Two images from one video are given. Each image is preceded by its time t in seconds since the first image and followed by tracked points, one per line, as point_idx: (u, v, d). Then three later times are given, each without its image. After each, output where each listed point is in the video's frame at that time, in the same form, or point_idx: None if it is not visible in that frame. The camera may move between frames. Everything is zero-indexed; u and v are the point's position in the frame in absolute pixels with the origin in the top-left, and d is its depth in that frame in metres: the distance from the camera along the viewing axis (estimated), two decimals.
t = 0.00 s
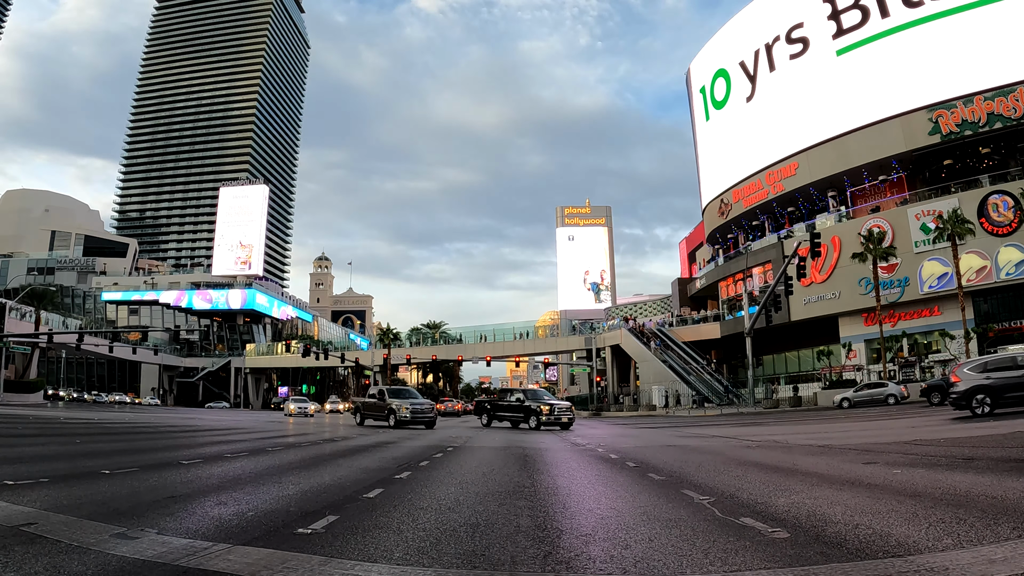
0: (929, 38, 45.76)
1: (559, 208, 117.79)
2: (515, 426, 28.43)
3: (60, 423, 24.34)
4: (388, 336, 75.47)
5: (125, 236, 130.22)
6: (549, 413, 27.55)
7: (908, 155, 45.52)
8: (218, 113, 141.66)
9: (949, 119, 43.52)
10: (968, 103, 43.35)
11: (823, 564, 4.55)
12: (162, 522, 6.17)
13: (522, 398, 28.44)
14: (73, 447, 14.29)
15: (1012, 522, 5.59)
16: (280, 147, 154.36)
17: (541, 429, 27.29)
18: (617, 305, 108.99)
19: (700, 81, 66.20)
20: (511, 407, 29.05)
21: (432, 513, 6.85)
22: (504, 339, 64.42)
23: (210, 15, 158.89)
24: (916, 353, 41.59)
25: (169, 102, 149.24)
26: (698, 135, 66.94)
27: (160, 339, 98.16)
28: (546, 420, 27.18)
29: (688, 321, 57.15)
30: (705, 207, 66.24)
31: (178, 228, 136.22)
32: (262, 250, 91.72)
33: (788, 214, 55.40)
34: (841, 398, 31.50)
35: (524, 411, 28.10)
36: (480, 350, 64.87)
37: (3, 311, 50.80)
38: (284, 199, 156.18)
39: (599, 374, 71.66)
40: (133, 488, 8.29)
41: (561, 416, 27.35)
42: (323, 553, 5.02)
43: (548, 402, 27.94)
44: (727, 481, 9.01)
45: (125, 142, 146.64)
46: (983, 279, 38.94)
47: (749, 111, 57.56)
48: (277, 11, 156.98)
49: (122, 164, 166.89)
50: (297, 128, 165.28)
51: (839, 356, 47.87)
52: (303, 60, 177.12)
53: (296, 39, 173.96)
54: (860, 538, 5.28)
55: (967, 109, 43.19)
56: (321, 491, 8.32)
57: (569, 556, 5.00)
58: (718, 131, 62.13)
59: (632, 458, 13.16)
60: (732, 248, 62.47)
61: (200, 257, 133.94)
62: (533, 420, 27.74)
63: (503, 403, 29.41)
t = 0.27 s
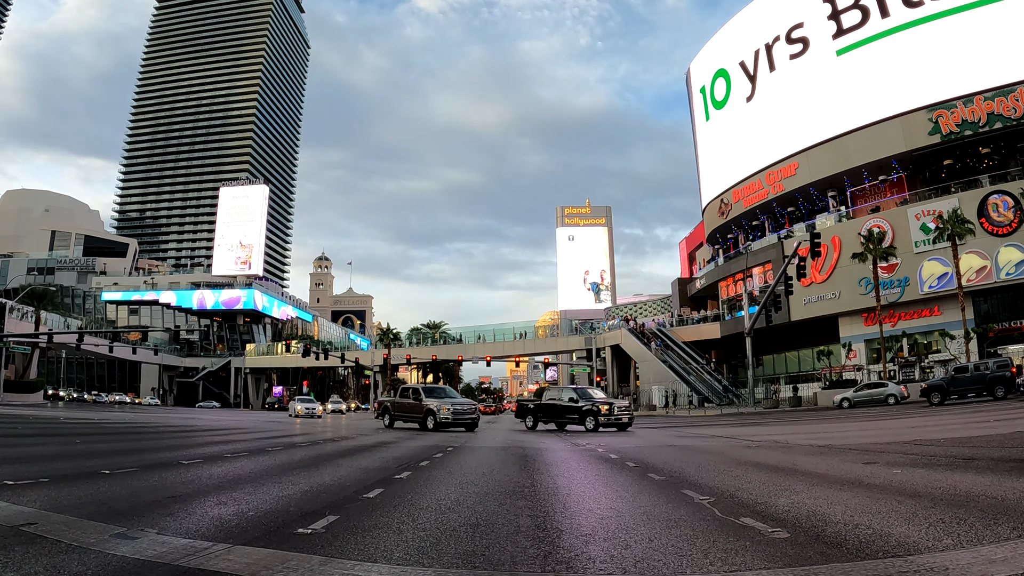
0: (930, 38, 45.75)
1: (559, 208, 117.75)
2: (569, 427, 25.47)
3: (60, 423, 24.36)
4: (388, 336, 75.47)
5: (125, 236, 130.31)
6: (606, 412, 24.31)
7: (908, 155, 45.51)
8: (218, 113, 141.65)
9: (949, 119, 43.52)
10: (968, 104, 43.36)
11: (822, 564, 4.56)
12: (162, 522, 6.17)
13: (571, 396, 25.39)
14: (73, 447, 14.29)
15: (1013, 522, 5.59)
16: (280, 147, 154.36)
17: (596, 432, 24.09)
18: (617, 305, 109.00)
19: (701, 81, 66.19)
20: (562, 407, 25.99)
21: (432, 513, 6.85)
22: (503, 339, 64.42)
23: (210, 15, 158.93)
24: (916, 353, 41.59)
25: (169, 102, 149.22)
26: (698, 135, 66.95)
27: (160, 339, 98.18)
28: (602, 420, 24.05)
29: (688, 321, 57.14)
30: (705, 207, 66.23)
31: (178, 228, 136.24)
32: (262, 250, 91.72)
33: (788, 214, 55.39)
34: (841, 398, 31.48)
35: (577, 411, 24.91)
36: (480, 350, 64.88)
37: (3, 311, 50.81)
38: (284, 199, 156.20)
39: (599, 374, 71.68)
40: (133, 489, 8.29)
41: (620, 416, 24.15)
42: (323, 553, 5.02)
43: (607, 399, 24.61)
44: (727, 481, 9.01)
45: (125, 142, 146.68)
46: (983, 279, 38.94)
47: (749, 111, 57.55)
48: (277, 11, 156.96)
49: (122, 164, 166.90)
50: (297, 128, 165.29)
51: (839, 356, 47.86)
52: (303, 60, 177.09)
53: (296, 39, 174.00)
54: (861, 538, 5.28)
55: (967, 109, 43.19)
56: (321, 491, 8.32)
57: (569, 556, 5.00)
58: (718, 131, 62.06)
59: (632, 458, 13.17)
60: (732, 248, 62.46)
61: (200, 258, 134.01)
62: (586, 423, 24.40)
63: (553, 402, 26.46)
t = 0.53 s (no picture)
0: (930, 38, 45.75)
1: (559, 208, 117.74)
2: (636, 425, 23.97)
3: (61, 423, 24.38)
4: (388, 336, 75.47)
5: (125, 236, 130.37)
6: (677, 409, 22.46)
7: (908, 155, 45.50)
8: (218, 113, 141.65)
9: (949, 119, 43.51)
10: (968, 103, 43.35)
11: (823, 564, 4.55)
12: (162, 522, 6.17)
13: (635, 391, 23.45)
14: (73, 446, 14.30)
15: (1013, 522, 5.58)
16: (280, 147, 154.31)
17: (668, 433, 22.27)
18: (617, 305, 108.99)
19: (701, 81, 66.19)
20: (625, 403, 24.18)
21: (432, 513, 6.85)
22: (504, 339, 64.41)
23: (210, 15, 158.87)
24: (916, 353, 41.59)
25: (169, 102, 149.22)
26: (698, 135, 66.93)
27: (160, 339, 98.21)
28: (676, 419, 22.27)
29: (688, 321, 57.13)
30: (704, 207, 66.23)
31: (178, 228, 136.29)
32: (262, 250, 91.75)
33: (788, 214, 55.39)
34: (841, 398, 31.48)
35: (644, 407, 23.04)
36: (480, 350, 64.89)
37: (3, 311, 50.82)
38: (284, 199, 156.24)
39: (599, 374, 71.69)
40: (133, 489, 8.28)
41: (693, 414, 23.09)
42: (323, 553, 5.03)
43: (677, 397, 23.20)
44: (727, 481, 9.01)
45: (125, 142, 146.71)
46: (983, 279, 38.93)
47: (750, 111, 57.50)
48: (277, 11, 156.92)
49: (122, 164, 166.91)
50: (297, 128, 165.30)
51: (839, 356, 47.85)
52: (303, 60, 177.08)
53: (296, 39, 173.84)
54: (860, 539, 5.28)
55: (967, 109, 43.18)
56: (321, 491, 8.32)
57: (569, 556, 5.00)
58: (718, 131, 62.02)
59: (632, 458, 13.17)
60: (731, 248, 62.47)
61: (200, 257, 134.06)
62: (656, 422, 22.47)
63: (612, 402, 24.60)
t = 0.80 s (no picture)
0: (930, 38, 45.76)
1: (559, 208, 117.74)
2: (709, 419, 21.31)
3: (61, 423, 24.38)
4: (388, 336, 75.45)
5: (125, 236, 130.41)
6: (767, 405, 20.10)
7: (908, 155, 45.50)
8: (218, 113, 141.68)
9: (949, 119, 43.52)
10: (968, 103, 43.36)
11: (822, 564, 4.56)
12: (162, 522, 6.17)
13: (714, 389, 20.79)
14: (73, 446, 14.30)
15: (1013, 523, 5.59)
16: (280, 147, 154.34)
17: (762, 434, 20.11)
18: (617, 304, 108.95)
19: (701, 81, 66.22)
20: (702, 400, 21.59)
21: (432, 513, 6.85)
22: (504, 339, 64.39)
23: (210, 15, 158.86)
24: (916, 353, 41.59)
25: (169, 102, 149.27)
26: (698, 135, 66.94)
27: (160, 339, 98.23)
28: (771, 418, 19.91)
29: (689, 321, 57.14)
30: (705, 207, 66.22)
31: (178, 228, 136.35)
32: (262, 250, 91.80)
33: (788, 214, 55.38)
34: (841, 398, 31.46)
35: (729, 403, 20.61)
36: (480, 350, 64.89)
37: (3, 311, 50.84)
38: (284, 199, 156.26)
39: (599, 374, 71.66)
40: (133, 489, 8.29)
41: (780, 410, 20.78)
42: (323, 552, 5.03)
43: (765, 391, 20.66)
44: (727, 481, 9.01)
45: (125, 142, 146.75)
46: (983, 279, 38.93)
47: (750, 111, 57.51)
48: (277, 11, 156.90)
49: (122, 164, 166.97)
50: (297, 128, 165.32)
51: (839, 356, 47.83)
52: (303, 60, 177.09)
53: (296, 39, 173.86)
54: (861, 538, 5.28)
55: (967, 109, 43.19)
56: (321, 491, 8.33)
57: (569, 556, 4.99)
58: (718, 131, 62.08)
59: (632, 458, 13.15)
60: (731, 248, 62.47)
61: (200, 257, 134.13)
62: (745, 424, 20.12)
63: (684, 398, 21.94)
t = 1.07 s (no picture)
0: (930, 38, 45.73)
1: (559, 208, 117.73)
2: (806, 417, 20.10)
3: (61, 423, 24.38)
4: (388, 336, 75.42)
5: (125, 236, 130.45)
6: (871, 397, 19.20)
7: (908, 155, 45.49)
8: (218, 113, 141.69)
9: (949, 119, 43.51)
10: (968, 104, 43.37)
11: (823, 564, 4.55)
12: (162, 522, 6.18)
13: (811, 382, 19.68)
14: (73, 446, 14.30)
15: (1013, 523, 5.59)
16: (280, 147, 154.36)
17: (865, 426, 19.51)
18: (617, 305, 108.88)
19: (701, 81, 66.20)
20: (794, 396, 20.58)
21: (432, 513, 6.86)
22: (504, 339, 64.37)
23: (210, 15, 158.80)
24: (916, 353, 41.60)
25: (169, 102, 149.29)
26: (698, 135, 66.98)
27: (160, 339, 98.26)
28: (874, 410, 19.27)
29: (689, 321, 57.16)
30: (705, 207, 66.20)
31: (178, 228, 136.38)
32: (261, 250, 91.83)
33: (788, 214, 55.39)
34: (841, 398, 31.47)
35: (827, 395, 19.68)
36: (480, 350, 64.88)
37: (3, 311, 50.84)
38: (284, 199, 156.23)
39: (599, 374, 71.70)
40: (133, 488, 8.30)
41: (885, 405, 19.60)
42: (323, 553, 5.02)
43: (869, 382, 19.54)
44: (726, 481, 9.01)
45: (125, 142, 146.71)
46: (983, 279, 38.93)
47: (750, 111, 57.50)
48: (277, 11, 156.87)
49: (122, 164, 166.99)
50: (297, 128, 165.37)
51: (839, 356, 47.84)
52: (303, 60, 177.08)
53: (296, 39, 173.83)
54: (860, 538, 5.28)
55: (967, 109, 43.18)
56: (321, 491, 8.32)
57: (569, 556, 5.00)
58: (718, 130, 62.16)
59: (632, 458, 13.15)
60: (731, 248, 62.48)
61: (200, 257, 134.17)
62: (849, 418, 19.20)
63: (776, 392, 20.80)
